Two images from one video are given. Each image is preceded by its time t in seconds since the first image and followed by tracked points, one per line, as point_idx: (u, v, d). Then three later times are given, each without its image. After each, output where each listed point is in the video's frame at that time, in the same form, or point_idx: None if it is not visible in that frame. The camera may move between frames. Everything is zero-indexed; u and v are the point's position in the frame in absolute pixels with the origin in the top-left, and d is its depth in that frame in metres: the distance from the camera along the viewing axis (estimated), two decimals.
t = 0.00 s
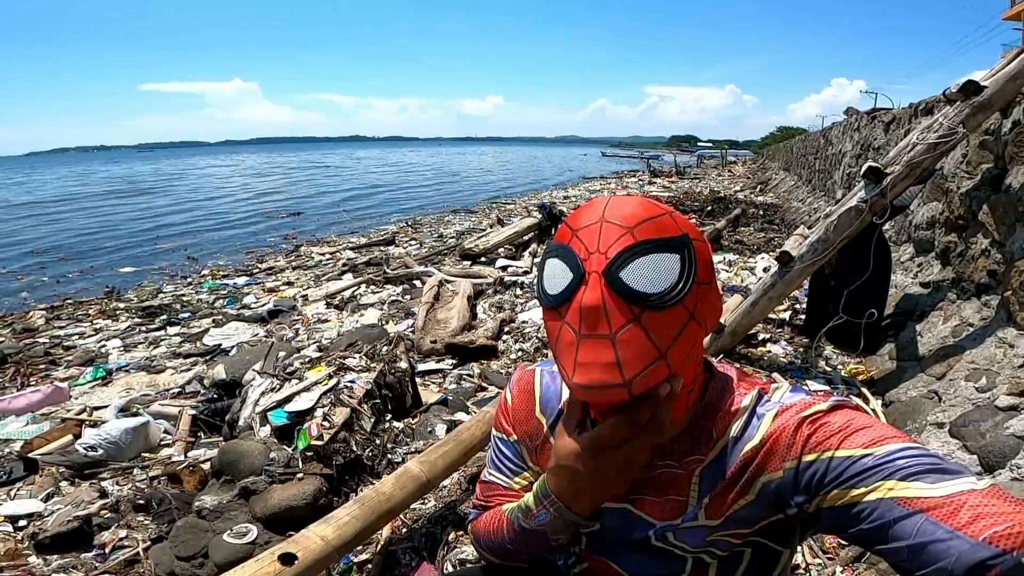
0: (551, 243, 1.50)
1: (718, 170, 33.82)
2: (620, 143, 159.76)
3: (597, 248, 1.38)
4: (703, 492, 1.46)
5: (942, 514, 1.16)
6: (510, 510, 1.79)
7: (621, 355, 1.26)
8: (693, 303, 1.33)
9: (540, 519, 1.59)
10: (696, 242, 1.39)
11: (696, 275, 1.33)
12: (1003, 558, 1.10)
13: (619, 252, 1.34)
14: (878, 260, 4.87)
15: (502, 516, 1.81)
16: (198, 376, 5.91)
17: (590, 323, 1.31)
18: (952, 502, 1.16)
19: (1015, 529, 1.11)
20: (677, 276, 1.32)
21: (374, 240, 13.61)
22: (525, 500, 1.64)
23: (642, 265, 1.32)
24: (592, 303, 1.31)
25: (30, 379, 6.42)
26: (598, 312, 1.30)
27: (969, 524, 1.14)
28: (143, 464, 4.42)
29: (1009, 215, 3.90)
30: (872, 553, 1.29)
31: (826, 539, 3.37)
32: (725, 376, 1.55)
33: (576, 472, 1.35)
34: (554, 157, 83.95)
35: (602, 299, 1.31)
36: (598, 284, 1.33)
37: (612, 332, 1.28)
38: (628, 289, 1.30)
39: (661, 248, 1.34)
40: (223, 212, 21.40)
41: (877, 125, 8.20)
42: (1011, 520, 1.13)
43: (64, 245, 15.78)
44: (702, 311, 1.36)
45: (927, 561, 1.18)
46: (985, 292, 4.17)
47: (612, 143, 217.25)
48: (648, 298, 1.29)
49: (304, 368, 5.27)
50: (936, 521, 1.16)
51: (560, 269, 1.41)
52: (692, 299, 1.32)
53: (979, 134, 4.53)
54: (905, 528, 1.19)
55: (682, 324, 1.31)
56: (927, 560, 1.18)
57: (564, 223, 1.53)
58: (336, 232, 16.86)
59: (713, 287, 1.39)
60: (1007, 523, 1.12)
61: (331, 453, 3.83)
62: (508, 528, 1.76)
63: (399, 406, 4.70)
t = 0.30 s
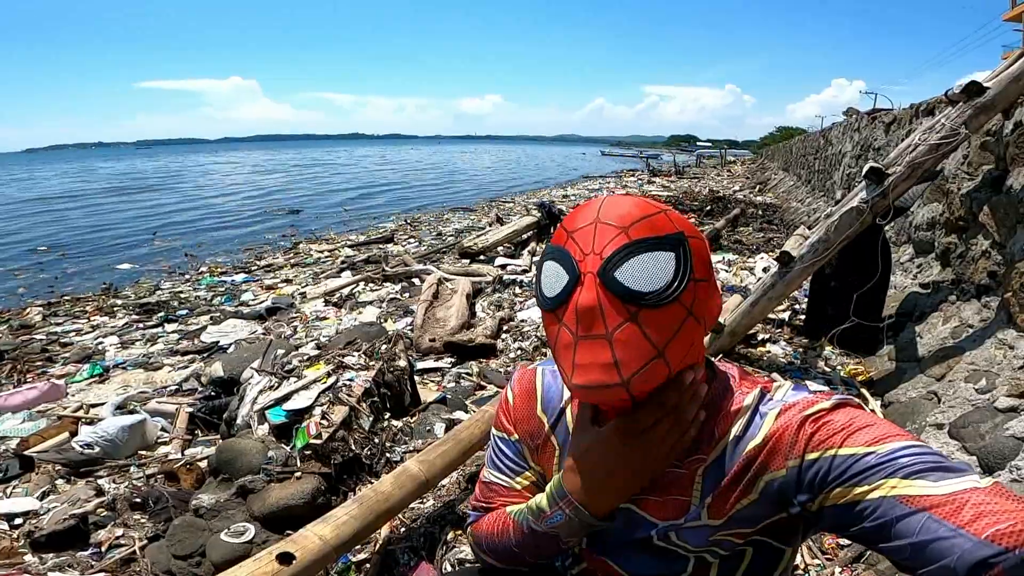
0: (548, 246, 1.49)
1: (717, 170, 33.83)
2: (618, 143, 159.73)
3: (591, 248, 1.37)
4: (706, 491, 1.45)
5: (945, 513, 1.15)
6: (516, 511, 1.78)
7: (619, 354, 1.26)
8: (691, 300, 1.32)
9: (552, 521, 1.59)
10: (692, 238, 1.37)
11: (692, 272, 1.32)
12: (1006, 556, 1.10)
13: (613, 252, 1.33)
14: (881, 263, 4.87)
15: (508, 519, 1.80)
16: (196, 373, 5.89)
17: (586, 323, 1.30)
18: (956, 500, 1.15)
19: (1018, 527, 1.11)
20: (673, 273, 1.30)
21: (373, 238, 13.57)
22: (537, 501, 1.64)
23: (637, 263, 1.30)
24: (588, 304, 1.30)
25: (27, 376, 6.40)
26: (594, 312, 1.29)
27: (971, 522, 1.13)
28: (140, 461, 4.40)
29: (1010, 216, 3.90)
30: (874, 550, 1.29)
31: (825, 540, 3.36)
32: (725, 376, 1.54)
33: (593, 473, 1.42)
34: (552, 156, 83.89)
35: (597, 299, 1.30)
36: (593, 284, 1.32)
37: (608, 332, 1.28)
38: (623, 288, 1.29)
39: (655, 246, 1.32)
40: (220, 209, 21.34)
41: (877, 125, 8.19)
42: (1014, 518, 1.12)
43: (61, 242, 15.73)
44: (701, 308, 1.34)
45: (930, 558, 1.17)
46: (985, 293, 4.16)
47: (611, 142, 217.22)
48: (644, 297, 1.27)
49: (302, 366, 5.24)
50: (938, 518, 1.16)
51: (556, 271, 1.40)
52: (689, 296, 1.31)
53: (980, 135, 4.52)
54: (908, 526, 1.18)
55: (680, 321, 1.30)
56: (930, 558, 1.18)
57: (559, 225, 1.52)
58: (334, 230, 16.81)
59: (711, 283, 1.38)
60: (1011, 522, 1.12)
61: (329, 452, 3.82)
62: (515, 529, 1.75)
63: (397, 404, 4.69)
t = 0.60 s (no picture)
0: (543, 252, 1.49)
1: (719, 164, 33.75)
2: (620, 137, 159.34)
3: (587, 257, 1.36)
4: (702, 491, 1.45)
5: (943, 513, 1.15)
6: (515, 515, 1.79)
7: (615, 366, 1.27)
8: (686, 307, 1.32)
9: (552, 536, 1.62)
10: (687, 242, 1.37)
11: (688, 279, 1.32)
12: (1005, 557, 1.09)
13: (608, 261, 1.33)
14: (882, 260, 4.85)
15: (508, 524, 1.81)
16: (198, 373, 5.92)
17: (581, 334, 1.30)
18: (954, 501, 1.15)
19: (1017, 528, 1.10)
20: (669, 281, 1.30)
21: (374, 235, 13.60)
22: (536, 514, 1.67)
23: (632, 273, 1.30)
24: (583, 314, 1.30)
25: (31, 377, 6.44)
26: (589, 323, 1.29)
27: (970, 522, 1.13)
28: (144, 462, 4.43)
29: (1011, 211, 3.88)
30: (873, 551, 1.28)
31: (826, 538, 3.36)
32: (722, 379, 1.54)
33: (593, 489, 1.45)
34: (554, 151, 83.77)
35: (593, 310, 1.30)
36: (589, 294, 1.32)
37: (604, 343, 1.28)
38: (618, 299, 1.28)
39: (651, 254, 1.32)
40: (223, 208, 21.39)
41: (878, 120, 8.16)
42: (1013, 519, 1.12)
43: (64, 242, 15.80)
44: (696, 313, 1.35)
45: (928, 559, 1.17)
46: (986, 289, 4.15)
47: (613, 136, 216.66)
48: (639, 307, 1.28)
49: (303, 366, 5.26)
50: (937, 519, 1.15)
51: (551, 280, 1.40)
52: (685, 303, 1.31)
53: (981, 130, 4.49)
54: (906, 526, 1.18)
55: (676, 328, 1.31)
56: (928, 559, 1.17)
57: (554, 228, 1.51)
58: (336, 228, 16.84)
59: (707, 288, 1.38)
60: (1009, 522, 1.11)
61: (329, 452, 3.85)
62: (515, 536, 1.77)
63: (398, 404, 4.70)
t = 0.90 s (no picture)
0: (545, 250, 1.49)
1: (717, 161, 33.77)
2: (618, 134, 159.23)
3: (590, 255, 1.37)
4: (703, 490, 1.45)
5: (946, 513, 1.15)
6: (516, 533, 1.81)
7: (620, 365, 1.28)
8: (690, 306, 1.33)
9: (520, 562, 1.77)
10: (690, 240, 1.38)
11: (691, 277, 1.33)
12: (1007, 557, 1.09)
13: (612, 260, 1.33)
14: (876, 252, 4.85)
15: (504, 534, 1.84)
16: (198, 375, 5.92)
17: (586, 333, 1.30)
18: (958, 501, 1.15)
19: (1019, 528, 1.11)
20: (673, 280, 1.31)
21: (372, 235, 13.59)
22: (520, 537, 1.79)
23: (637, 272, 1.31)
24: (588, 313, 1.30)
25: (30, 381, 6.43)
26: (594, 322, 1.29)
27: (972, 522, 1.13)
28: (144, 464, 4.43)
29: (1007, 206, 3.89)
30: (874, 551, 1.29)
31: (826, 536, 3.37)
32: (724, 378, 1.55)
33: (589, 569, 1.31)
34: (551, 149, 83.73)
35: (598, 310, 1.30)
36: (593, 294, 1.32)
37: (609, 343, 1.28)
38: (623, 298, 1.29)
39: (656, 252, 1.33)
40: (220, 209, 21.36)
41: (874, 116, 8.17)
42: (1016, 519, 1.12)
43: (62, 245, 15.78)
44: (699, 311, 1.37)
45: (931, 560, 1.17)
46: (984, 284, 4.15)
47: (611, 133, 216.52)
48: (644, 306, 1.29)
49: (301, 368, 5.26)
50: (939, 519, 1.16)
51: (554, 278, 1.40)
52: (689, 302, 1.33)
53: (976, 125, 4.51)
54: (909, 526, 1.18)
55: (680, 326, 1.32)
56: (930, 559, 1.17)
57: (556, 226, 1.51)
58: (334, 229, 16.82)
59: (709, 286, 1.39)
60: (1011, 522, 1.12)
61: (329, 453, 3.84)
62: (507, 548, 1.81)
63: (397, 404, 4.70)
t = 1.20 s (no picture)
0: (543, 251, 1.50)
1: (720, 160, 33.71)
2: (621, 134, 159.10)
3: (587, 257, 1.38)
4: (703, 487, 1.44)
5: (948, 511, 1.16)
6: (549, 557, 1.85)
7: (618, 368, 1.30)
8: (688, 306, 1.34)
9: None
10: (689, 239, 1.39)
11: (689, 278, 1.34)
12: (1009, 555, 1.10)
13: (609, 261, 1.34)
14: (875, 250, 4.85)
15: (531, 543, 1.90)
16: (201, 378, 5.95)
17: (583, 335, 1.31)
18: (959, 498, 1.16)
19: (1019, 526, 1.12)
20: (670, 280, 1.32)
21: (375, 237, 13.62)
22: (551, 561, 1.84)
23: (634, 274, 1.32)
24: (585, 316, 1.32)
25: (36, 384, 6.47)
26: (592, 325, 1.31)
27: (974, 520, 1.15)
28: (148, 466, 4.46)
29: (1008, 203, 3.88)
30: (874, 550, 1.30)
31: (828, 535, 3.36)
32: (724, 376, 1.55)
33: None
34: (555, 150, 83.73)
35: (595, 312, 1.31)
36: (590, 296, 1.33)
37: (606, 345, 1.30)
38: (620, 299, 1.30)
39: (653, 253, 1.33)
40: (224, 213, 21.44)
41: (875, 113, 8.15)
42: (1016, 517, 1.13)
43: (67, 250, 15.89)
44: (698, 310, 1.37)
45: (932, 557, 1.18)
46: (986, 281, 4.14)
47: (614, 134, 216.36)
48: (641, 307, 1.30)
49: (302, 370, 5.28)
50: (940, 517, 1.17)
51: (552, 280, 1.41)
52: (687, 302, 1.33)
53: (976, 123, 4.50)
54: (910, 524, 1.19)
55: (678, 327, 1.33)
56: (931, 557, 1.18)
57: (553, 227, 1.52)
58: (337, 231, 16.87)
59: (708, 285, 1.40)
60: (1012, 520, 1.13)
61: (330, 454, 3.86)
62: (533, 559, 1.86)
63: (398, 405, 4.72)
